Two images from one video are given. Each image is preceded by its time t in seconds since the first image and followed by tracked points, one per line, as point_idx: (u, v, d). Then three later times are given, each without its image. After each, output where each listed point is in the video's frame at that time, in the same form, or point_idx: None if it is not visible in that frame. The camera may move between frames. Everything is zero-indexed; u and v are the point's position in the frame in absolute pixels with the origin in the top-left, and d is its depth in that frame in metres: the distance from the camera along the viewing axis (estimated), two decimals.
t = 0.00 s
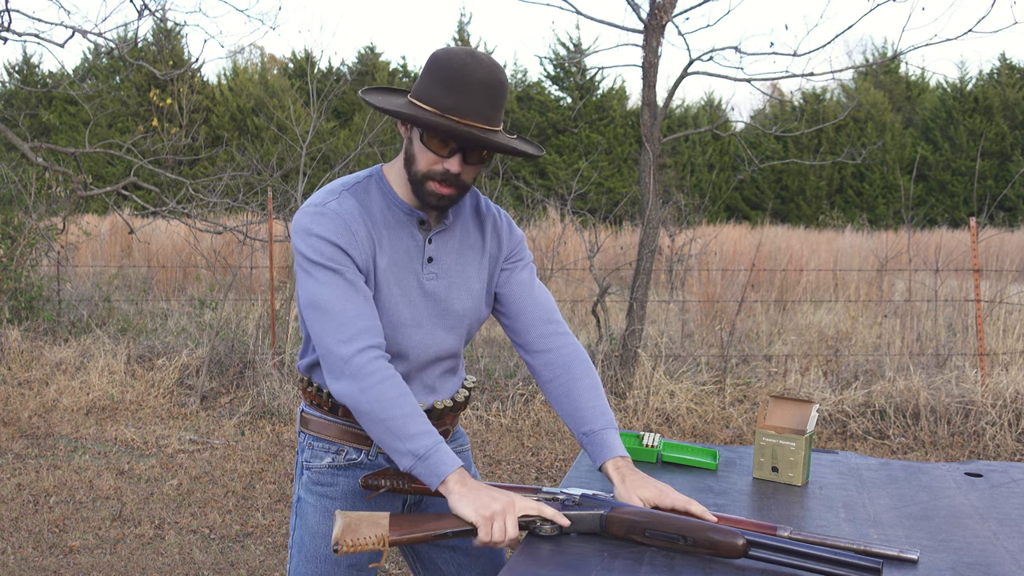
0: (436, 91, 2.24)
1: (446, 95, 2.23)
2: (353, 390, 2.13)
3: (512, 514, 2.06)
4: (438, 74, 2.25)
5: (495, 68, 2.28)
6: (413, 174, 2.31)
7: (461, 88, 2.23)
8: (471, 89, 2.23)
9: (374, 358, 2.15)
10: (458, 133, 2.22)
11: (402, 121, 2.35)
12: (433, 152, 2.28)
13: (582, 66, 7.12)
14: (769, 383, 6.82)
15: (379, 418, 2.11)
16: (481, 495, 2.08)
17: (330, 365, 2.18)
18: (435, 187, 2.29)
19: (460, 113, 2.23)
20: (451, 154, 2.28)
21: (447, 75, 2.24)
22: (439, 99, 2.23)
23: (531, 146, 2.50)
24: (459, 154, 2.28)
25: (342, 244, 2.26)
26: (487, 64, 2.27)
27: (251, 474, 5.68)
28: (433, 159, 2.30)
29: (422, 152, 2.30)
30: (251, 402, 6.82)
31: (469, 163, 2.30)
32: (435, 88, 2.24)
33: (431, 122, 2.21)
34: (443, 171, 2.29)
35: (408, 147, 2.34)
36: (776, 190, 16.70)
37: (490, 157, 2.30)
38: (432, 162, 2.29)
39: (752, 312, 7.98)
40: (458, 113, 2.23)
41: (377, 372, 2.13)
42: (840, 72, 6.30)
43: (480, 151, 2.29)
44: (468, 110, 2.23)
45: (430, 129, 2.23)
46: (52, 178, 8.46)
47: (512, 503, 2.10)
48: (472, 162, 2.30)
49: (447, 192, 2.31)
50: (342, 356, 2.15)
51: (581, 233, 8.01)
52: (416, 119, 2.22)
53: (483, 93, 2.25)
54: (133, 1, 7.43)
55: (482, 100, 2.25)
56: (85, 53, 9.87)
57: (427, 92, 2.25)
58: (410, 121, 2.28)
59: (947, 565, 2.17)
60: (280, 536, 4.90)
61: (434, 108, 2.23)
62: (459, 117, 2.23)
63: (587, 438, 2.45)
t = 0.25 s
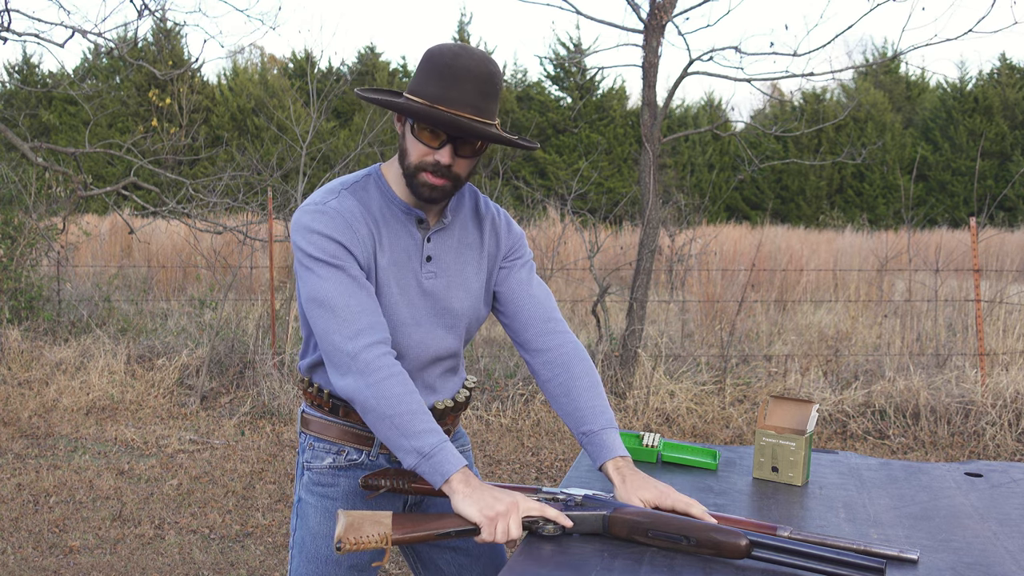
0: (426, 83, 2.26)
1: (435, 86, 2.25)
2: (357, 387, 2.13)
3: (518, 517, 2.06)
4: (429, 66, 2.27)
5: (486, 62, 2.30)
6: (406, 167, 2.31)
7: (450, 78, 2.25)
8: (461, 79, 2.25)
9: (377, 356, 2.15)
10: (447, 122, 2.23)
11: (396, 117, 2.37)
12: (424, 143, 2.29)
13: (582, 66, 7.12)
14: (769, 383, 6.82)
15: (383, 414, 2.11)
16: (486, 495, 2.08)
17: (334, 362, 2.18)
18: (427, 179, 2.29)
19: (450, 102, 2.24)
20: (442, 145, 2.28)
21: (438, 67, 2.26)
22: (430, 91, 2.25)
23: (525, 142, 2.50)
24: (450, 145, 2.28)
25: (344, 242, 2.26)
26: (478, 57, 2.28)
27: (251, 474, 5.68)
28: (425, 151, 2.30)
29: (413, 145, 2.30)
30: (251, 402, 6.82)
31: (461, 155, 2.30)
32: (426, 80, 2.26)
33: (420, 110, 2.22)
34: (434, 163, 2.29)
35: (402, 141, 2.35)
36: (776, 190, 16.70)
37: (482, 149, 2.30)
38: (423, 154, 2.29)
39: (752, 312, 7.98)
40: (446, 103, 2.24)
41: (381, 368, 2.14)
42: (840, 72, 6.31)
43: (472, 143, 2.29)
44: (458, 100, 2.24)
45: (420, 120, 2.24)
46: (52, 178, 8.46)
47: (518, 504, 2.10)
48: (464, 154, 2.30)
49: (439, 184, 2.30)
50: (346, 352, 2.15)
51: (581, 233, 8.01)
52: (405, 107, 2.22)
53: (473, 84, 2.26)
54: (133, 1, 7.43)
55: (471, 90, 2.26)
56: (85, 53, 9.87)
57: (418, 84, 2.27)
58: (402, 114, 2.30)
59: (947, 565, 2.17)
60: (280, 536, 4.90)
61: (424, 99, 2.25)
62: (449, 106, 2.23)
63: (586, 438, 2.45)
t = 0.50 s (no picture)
0: (423, 82, 2.27)
1: (432, 85, 2.25)
2: (358, 387, 2.13)
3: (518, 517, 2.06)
4: (426, 65, 2.28)
5: (484, 61, 2.30)
6: (404, 166, 2.31)
7: (448, 77, 2.26)
8: (458, 78, 2.25)
9: (377, 356, 2.15)
10: (444, 120, 2.23)
11: (394, 117, 2.37)
12: (421, 143, 2.29)
13: (582, 66, 7.12)
14: (769, 383, 6.82)
15: (384, 414, 2.12)
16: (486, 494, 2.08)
17: (335, 363, 2.18)
18: (425, 178, 2.28)
19: (447, 101, 2.24)
20: (439, 144, 2.28)
21: (435, 66, 2.27)
22: (427, 90, 2.25)
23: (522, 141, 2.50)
24: (448, 145, 2.28)
25: (344, 242, 2.26)
26: (475, 56, 2.29)
27: (251, 474, 5.68)
28: (423, 151, 2.30)
29: (411, 144, 2.30)
30: (251, 402, 6.82)
31: (459, 153, 2.30)
32: (423, 79, 2.27)
33: (417, 109, 2.22)
34: (432, 162, 2.29)
35: (400, 141, 2.35)
36: (776, 190, 16.70)
37: (479, 147, 2.30)
38: (421, 153, 2.29)
39: (752, 312, 7.99)
40: (443, 102, 2.24)
41: (382, 368, 2.14)
42: (840, 72, 6.31)
43: (469, 141, 2.29)
44: (454, 99, 2.25)
45: (417, 118, 2.24)
46: (52, 178, 8.46)
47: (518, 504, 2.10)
48: (462, 152, 2.30)
49: (437, 183, 2.29)
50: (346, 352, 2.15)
51: (581, 233, 8.01)
52: (403, 106, 2.22)
53: (469, 82, 2.26)
54: (133, 1, 7.43)
55: (468, 89, 2.26)
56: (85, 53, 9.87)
57: (416, 83, 2.28)
58: (400, 113, 2.30)
59: (947, 565, 2.17)
60: (280, 536, 4.90)
61: (421, 98, 2.25)
62: (446, 104, 2.24)
63: (586, 438, 2.45)
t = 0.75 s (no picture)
0: (423, 81, 2.27)
1: (432, 84, 2.26)
2: (358, 386, 2.13)
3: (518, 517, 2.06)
4: (426, 64, 2.28)
5: (484, 60, 2.30)
6: (404, 165, 2.30)
7: (448, 76, 2.26)
8: (457, 77, 2.25)
9: (378, 356, 2.15)
10: (444, 118, 2.22)
11: (394, 116, 2.37)
12: (421, 141, 2.29)
13: (582, 66, 7.12)
14: (769, 383, 6.82)
15: (384, 413, 2.12)
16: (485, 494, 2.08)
17: (335, 362, 2.18)
18: (425, 177, 2.28)
19: (446, 100, 2.24)
20: (439, 142, 2.28)
21: (434, 65, 2.27)
22: (426, 89, 2.26)
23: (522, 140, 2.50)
24: (447, 143, 2.28)
25: (345, 241, 2.26)
26: (475, 54, 2.29)
27: (251, 474, 5.68)
28: (423, 149, 2.30)
29: (411, 143, 2.30)
30: (251, 402, 6.82)
31: (459, 152, 2.30)
32: (423, 78, 2.27)
33: (416, 108, 2.22)
34: (432, 160, 2.29)
35: (400, 140, 2.35)
36: (776, 190, 16.70)
37: (479, 146, 2.30)
38: (421, 152, 2.29)
39: (752, 312, 7.99)
40: (443, 100, 2.24)
41: (383, 368, 2.14)
42: (840, 72, 6.31)
43: (469, 140, 2.29)
44: (454, 97, 2.25)
45: (417, 117, 2.24)
46: (52, 178, 8.47)
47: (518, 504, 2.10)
48: (462, 151, 2.30)
49: (437, 181, 2.29)
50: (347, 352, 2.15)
51: (581, 233, 8.01)
52: (402, 105, 2.22)
53: (469, 80, 2.26)
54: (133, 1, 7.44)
55: (467, 87, 2.26)
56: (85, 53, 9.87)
57: (415, 83, 2.28)
58: (400, 113, 2.30)
59: (947, 565, 2.17)
60: (280, 536, 4.90)
61: (420, 97, 2.25)
62: (445, 103, 2.24)
63: (586, 438, 2.45)
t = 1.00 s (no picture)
0: (425, 79, 2.27)
1: (433, 82, 2.26)
2: (358, 386, 2.14)
3: (518, 515, 2.06)
4: (427, 64, 2.28)
5: (485, 58, 2.30)
6: (405, 163, 2.30)
7: (449, 74, 2.26)
8: (458, 74, 2.26)
9: (378, 356, 2.15)
10: (445, 115, 2.22)
11: (395, 115, 2.37)
12: (422, 139, 2.28)
13: (582, 66, 7.12)
14: (769, 383, 6.82)
15: (385, 413, 2.12)
16: (485, 493, 2.08)
17: (336, 362, 2.18)
18: (426, 175, 2.28)
19: (447, 98, 2.24)
20: (440, 140, 2.28)
21: (436, 63, 2.27)
22: (428, 87, 2.26)
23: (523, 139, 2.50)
24: (448, 141, 2.28)
25: (345, 241, 2.26)
26: (475, 53, 2.29)
27: (251, 474, 5.68)
28: (423, 148, 2.30)
29: (412, 141, 2.30)
30: (251, 402, 6.82)
31: (460, 149, 2.30)
32: (424, 76, 2.27)
33: (417, 105, 2.22)
34: (433, 158, 2.28)
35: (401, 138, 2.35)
36: (776, 190, 16.70)
37: (480, 144, 2.30)
38: (422, 150, 2.28)
39: (752, 312, 7.99)
40: (444, 98, 2.25)
41: (384, 368, 2.14)
42: (840, 72, 6.32)
43: (470, 137, 2.29)
44: (455, 95, 2.25)
45: (418, 114, 2.24)
46: (52, 178, 8.47)
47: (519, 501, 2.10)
48: (462, 149, 2.30)
49: (438, 180, 2.29)
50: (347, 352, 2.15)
51: (581, 233, 8.01)
52: (403, 102, 2.22)
53: (470, 78, 2.26)
54: (133, 1, 7.44)
55: (468, 85, 2.26)
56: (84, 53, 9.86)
57: (417, 81, 2.28)
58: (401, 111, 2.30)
59: (947, 565, 2.17)
60: (280, 536, 4.90)
61: (422, 94, 2.25)
62: (447, 101, 2.24)
63: (586, 438, 2.44)
